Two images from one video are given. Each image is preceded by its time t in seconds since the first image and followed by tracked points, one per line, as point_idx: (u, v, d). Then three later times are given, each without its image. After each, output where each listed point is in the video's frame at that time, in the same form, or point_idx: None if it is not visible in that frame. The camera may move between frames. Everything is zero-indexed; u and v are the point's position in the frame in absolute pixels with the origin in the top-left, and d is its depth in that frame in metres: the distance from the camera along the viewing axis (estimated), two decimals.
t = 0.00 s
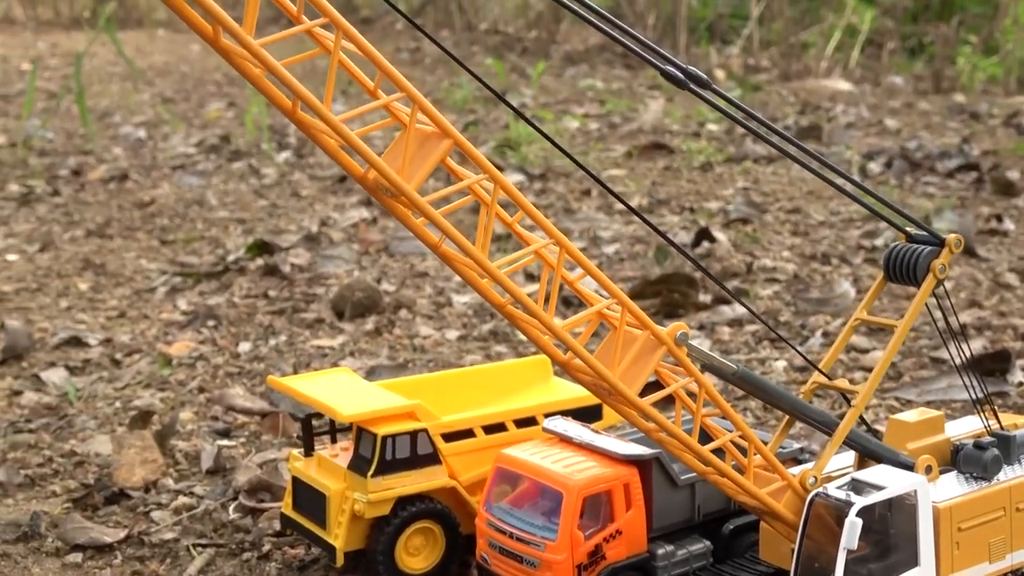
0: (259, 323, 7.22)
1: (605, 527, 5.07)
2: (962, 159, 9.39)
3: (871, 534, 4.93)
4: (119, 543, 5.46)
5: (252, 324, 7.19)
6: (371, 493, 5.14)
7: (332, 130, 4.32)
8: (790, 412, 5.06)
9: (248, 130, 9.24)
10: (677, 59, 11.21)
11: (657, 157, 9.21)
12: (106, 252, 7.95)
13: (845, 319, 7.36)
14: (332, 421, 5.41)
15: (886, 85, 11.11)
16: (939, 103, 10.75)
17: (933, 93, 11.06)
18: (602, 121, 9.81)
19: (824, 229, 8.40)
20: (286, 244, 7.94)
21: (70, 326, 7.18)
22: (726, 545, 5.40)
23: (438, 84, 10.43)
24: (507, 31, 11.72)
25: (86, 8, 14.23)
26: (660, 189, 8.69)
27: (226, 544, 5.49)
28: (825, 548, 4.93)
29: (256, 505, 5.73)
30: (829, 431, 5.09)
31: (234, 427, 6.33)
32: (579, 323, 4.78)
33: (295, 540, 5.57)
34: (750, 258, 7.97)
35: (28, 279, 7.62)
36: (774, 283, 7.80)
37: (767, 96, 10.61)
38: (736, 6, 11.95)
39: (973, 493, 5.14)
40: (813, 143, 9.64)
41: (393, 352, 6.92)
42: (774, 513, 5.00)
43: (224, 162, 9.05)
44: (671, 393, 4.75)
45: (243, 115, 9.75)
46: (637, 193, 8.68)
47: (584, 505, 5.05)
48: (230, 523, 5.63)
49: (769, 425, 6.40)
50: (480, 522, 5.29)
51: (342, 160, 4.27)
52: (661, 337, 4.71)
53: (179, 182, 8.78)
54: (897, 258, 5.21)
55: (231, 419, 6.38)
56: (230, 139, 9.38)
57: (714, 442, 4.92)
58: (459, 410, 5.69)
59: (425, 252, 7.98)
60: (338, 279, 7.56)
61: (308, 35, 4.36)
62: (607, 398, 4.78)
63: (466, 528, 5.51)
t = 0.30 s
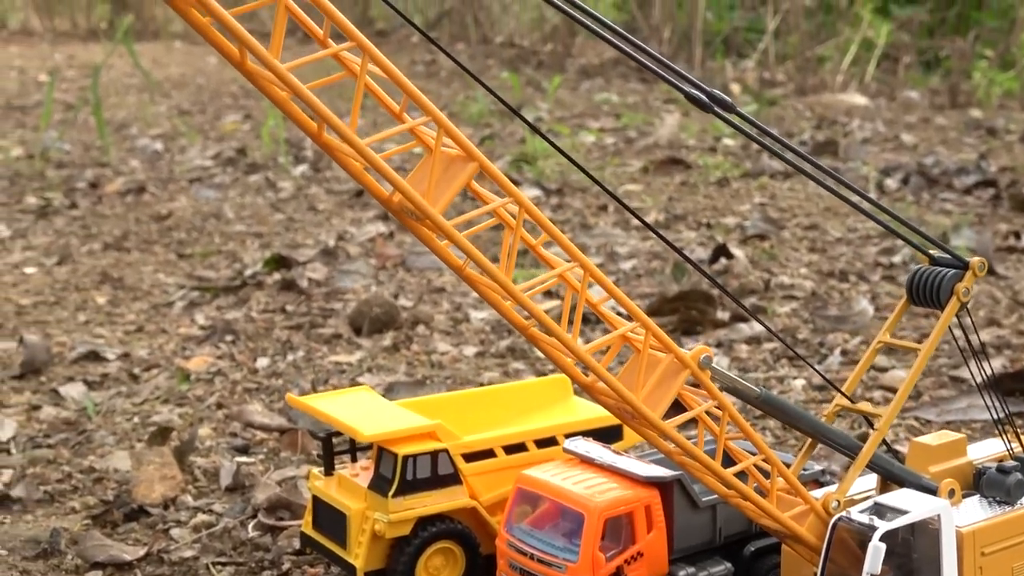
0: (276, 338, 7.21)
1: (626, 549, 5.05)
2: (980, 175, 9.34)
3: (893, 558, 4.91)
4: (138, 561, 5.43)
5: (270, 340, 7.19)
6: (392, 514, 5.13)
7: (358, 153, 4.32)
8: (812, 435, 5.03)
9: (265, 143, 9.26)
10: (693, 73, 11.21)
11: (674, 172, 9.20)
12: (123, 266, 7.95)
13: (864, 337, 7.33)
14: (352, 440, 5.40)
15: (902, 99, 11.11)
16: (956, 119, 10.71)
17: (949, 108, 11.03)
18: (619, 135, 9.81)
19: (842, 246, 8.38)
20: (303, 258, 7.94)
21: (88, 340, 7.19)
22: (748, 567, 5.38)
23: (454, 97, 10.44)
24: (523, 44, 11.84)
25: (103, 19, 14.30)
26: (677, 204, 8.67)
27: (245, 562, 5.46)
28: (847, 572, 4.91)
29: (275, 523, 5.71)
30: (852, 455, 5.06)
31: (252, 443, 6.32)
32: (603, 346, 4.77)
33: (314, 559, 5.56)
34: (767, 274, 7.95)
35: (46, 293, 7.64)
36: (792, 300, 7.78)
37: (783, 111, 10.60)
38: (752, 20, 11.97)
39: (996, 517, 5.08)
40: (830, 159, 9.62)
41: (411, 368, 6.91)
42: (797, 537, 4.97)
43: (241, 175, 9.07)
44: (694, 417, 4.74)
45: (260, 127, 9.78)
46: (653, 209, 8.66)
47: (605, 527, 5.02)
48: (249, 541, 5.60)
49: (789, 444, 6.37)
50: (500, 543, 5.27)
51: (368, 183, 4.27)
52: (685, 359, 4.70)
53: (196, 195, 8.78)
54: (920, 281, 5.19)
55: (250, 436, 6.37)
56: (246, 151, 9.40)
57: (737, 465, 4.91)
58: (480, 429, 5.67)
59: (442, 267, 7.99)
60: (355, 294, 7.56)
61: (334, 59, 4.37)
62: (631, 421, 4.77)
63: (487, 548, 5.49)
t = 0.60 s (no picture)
0: (297, 355, 7.20)
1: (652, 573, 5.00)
2: (999, 192, 9.29)
3: None
4: None
5: (290, 356, 7.18)
6: (416, 535, 5.09)
7: (388, 179, 4.33)
8: (840, 459, 5.02)
9: (284, 158, 9.27)
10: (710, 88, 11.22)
11: (693, 188, 9.19)
12: (143, 281, 7.96)
13: (885, 356, 7.28)
14: (377, 462, 5.38)
15: (919, 115, 11.11)
16: (974, 134, 10.68)
17: (968, 123, 10.99)
18: (637, 151, 9.82)
19: (862, 263, 8.37)
20: (322, 274, 7.95)
21: (109, 355, 7.18)
22: None
23: (471, 111, 10.46)
24: (539, 58, 11.96)
25: (121, 31, 14.37)
26: (696, 221, 8.66)
27: None
28: None
29: (298, 543, 5.67)
30: (880, 481, 5.04)
31: (274, 461, 6.31)
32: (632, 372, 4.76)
33: None
34: (787, 292, 7.94)
35: (67, 308, 7.65)
36: (812, 318, 7.76)
37: (801, 126, 10.59)
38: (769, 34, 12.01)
39: None
40: (849, 176, 9.61)
41: (431, 385, 6.90)
42: (824, 563, 4.96)
43: (259, 190, 9.08)
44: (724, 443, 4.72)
45: (278, 141, 9.79)
46: (672, 225, 8.65)
47: (631, 551, 4.98)
48: (272, 561, 5.55)
49: (813, 464, 6.34)
50: (524, 565, 5.22)
51: (398, 209, 4.27)
52: (713, 385, 4.69)
53: (215, 210, 8.79)
54: (948, 306, 5.17)
55: (272, 454, 6.36)
56: (265, 165, 9.41)
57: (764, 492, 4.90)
58: (504, 450, 5.66)
59: (462, 283, 7.99)
60: (376, 310, 7.56)
61: (365, 85, 4.37)
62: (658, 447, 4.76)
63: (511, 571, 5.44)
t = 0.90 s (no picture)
0: (321, 369, 7.19)
1: None
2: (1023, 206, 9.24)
3: None
4: None
5: (315, 371, 7.17)
6: (447, 554, 5.06)
7: (425, 201, 4.32)
8: (874, 481, 5.01)
9: (305, 171, 9.29)
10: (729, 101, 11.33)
11: (714, 202, 9.19)
12: (167, 294, 7.97)
13: (911, 372, 7.24)
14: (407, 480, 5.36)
15: (939, 127, 11.12)
16: (995, 147, 10.64)
17: (989, 136, 10.95)
18: (658, 164, 9.82)
19: (886, 278, 8.35)
20: (346, 288, 7.95)
21: (134, 370, 7.18)
22: None
23: (491, 123, 10.47)
24: (558, 69, 12.18)
25: (140, 43, 14.46)
26: (719, 235, 8.64)
27: None
28: None
29: (327, 560, 5.61)
30: (915, 502, 5.02)
31: (301, 478, 6.29)
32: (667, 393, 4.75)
33: None
34: (812, 307, 7.92)
35: (91, 322, 7.66)
36: (837, 333, 7.74)
37: (822, 139, 10.59)
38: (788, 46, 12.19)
39: None
40: (871, 189, 9.58)
41: (457, 401, 6.88)
42: None
43: (281, 203, 9.09)
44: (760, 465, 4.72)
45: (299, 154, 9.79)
46: (695, 239, 8.63)
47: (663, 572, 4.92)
48: None
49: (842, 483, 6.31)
50: None
51: (435, 231, 4.27)
52: (749, 407, 4.67)
53: (237, 223, 8.81)
54: (982, 326, 5.13)
55: (299, 470, 6.34)
56: (286, 178, 9.43)
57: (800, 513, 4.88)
58: (535, 469, 5.65)
59: (485, 297, 7.99)
60: (400, 325, 7.55)
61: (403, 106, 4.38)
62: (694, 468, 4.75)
63: None
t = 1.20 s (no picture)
0: (349, 386, 7.16)
1: None
2: None
3: None
4: None
5: (343, 388, 7.14)
6: None
7: (468, 228, 4.33)
8: (913, 507, 5.03)
9: (330, 184, 9.32)
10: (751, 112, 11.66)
11: (740, 217, 9.20)
12: (193, 309, 7.98)
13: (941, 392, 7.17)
14: (441, 502, 5.33)
15: (963, 140, 11.11)
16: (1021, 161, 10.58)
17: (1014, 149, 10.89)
18: (682, 178, 9.83)
19: (913, 294, 8.33)
20: (372, 302, 7.95)
21: (162, 386, 7.15)
22: None
23: (513, 136, 10.47)
24: (579, 81, 12.56)
25: (163, 54, 14.57)
26: (745, 250, 8.63)
27: None
28: None
29: None
30: (955, 529, 5.03)
31: (331, 496, 6.23)
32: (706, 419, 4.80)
33: None
34: (840, 324, 7.88)
35: (119, 336, 7.67)
36: (866, 350, 7.70)
37: (846, 152, 10.61)
38: (810, 59, 12.60)
39: None
40: (896, 205, 9.55)
41: (485, 419, 6.85)
42: None
43: (306, 217, 9.13)
44: (799, 491, 4.77)
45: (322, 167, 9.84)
46: (721, 254, 8.62)
47: None
48: None
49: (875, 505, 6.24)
50: None
51: (478, 257, 4.27)
52: (789, 434, 4.72)
53: (262, 236, 8.85)
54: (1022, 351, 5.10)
55: (329, 488, 6.29)
56: (311, 192, 9.47)
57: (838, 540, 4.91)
58: (569, 491, 5.62)
59: (512, 313, 7.99)
60: (427, 341, 7.55)
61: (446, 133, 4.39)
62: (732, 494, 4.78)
63: None
